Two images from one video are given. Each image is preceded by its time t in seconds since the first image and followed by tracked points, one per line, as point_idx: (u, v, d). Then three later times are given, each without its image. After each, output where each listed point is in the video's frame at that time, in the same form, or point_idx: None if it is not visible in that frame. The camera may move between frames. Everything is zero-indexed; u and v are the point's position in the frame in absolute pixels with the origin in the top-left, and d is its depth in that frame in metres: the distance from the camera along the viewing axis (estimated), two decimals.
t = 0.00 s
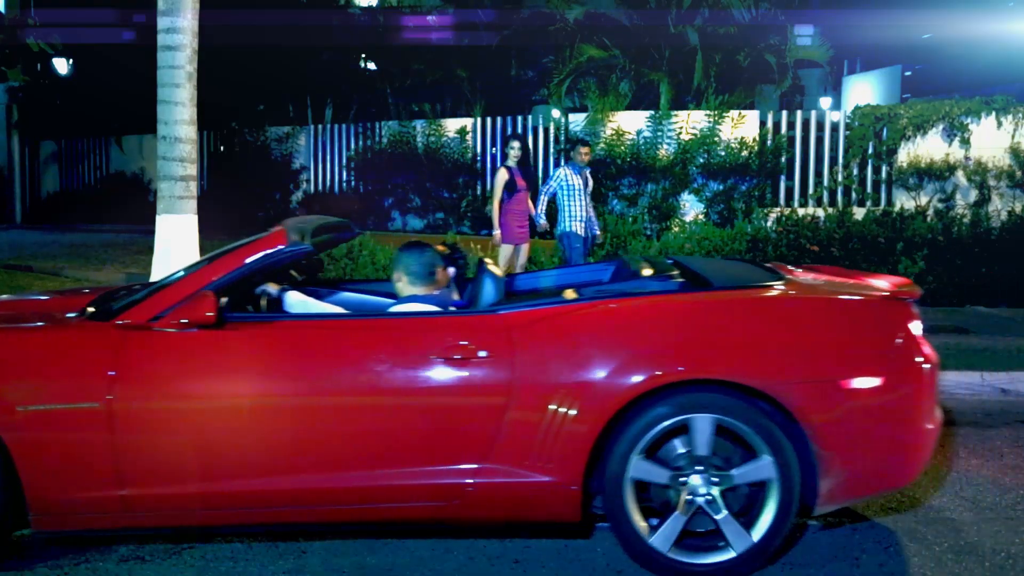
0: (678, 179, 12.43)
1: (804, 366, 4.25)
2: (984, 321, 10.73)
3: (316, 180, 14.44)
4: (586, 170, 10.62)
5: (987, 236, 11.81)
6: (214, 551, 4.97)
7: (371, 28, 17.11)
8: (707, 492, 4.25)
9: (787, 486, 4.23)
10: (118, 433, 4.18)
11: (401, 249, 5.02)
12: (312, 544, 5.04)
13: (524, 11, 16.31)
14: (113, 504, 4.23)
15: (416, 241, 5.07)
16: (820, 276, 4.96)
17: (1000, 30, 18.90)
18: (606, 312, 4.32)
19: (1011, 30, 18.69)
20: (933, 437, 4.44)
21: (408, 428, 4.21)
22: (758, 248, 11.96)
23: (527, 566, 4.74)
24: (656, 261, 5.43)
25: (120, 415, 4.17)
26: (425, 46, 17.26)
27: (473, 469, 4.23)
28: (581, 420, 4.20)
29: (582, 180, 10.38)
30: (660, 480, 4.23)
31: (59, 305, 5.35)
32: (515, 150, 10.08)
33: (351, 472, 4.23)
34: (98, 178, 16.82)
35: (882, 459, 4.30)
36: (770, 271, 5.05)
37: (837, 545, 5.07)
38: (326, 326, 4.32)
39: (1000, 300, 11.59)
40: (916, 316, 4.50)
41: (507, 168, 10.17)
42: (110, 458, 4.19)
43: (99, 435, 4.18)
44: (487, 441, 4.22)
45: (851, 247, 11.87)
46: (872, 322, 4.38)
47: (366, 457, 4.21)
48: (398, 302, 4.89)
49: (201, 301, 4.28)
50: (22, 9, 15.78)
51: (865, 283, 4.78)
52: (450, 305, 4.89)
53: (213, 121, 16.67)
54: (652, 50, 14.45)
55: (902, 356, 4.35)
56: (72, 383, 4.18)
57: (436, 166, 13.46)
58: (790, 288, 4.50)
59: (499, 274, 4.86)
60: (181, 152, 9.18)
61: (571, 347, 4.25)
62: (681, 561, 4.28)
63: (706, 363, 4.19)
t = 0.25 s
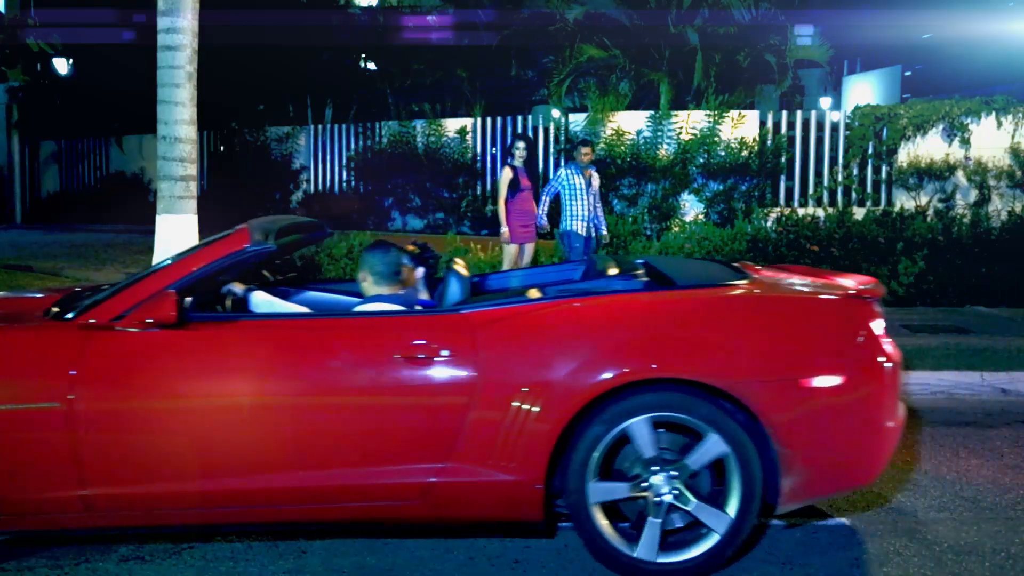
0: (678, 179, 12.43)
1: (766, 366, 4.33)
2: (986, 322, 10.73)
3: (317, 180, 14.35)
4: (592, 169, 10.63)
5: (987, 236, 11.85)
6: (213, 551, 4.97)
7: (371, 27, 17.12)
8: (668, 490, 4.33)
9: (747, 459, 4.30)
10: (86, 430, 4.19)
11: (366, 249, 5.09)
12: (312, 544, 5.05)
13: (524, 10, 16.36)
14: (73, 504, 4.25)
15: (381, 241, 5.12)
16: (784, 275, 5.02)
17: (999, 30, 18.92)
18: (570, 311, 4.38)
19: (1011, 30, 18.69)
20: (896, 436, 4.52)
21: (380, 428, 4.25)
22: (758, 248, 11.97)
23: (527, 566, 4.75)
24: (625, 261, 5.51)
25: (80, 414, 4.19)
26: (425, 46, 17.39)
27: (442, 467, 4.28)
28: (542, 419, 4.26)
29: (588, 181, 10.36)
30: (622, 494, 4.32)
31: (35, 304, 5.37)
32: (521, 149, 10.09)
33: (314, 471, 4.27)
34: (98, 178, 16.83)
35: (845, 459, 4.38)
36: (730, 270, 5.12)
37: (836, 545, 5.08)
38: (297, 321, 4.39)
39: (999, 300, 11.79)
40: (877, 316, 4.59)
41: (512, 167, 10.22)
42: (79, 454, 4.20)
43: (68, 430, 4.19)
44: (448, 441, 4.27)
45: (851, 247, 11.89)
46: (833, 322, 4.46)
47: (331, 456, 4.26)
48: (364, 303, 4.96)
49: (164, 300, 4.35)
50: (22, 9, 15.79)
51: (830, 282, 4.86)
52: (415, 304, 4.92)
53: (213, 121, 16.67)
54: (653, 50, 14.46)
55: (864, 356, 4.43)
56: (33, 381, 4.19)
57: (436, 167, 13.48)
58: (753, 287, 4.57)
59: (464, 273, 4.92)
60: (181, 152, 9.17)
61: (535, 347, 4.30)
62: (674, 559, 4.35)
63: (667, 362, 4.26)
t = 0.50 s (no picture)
0: (678, 179, 12.41)
1: (724, 366, 4.48)
2: (987, 322, 10.75)
3: (316, 180, 14.32)
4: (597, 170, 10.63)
5: (987, 236, 11.92)
6: (214, 551, 4.98)
7: (371, 28, 17.09)
8: (628, 490, 4.49)
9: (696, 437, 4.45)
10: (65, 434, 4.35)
11: (332, 249, 5.33)
12: (313, 544, 5.05)
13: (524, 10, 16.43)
14: (35, 504, 4.40)
15: (347, 241, 5.37)
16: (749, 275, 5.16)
17: (999, 30, 18.93)
18: (533, 312, 4.53)
19: (1011, 30, 18.69)
20: (856, 435, 4.67)
21: (344, 429, 4.40)
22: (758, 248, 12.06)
23: (527, 566, 4.76)
24: (593, 262, 5.69)
25: (42, 413, 4.34)
26: (425, 46, 17.40)
27: (399, 468, 4.43)
28: (503, 420, 4.42)
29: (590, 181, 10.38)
30: (588, 509, 4.49)
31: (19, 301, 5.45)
32: (525, 150, 10.10)
33: (286, 470, 4.42)
34: (98, 178, 16.84)
35: (804, 458, 4.54)
36: (691, 271, 5.28)
37: (833, 545, 5.08)
38: (281, 324, 4.53)
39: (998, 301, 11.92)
40: (838, 317, 4.74)
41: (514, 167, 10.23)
42: (60, 455, 4.35)
43: (49, 433, 4.34)
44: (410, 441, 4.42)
45: (851, 248, 11.90)
46: (792, 323, 4.61)
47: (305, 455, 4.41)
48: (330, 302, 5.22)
49: (126, 301, 4.50)
50: (22, 9, 15.78)
51: (794, 282, 5.00)
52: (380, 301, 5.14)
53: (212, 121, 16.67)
54: (653, 50, 14.46)
55: (826, 357, 4.59)
56: None
57: (436, 166, 13.50)
58: (715, 288, 4.71)
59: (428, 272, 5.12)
60: (181, 152, 9.16)
61: (498, 347, 4.46)
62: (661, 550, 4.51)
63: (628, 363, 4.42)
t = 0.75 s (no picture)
0: (678, 179, 12.40)
1: (686, 365, 4.48)
2: (988, 322, 10.75)
3: (316, 180, 14.35)
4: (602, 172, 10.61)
5: (987, 235, 11.92)
6: (214, 551, 4.98)
7: (371, 28, 17.25)
8: (591, 491, 4.48)
9: (643, 420, 4.44)
10: (37, 433, 4.37)
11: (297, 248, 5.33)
12: (313, 545, 5.05)
13: (524, 11, 16.49)
14: None
15: (312, 241, 5.37)
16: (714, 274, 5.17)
17: (999, 30, 18.94)
18: (493, 310, 4.52)
19: (1011, 30, 18.70)
20: (818, 434, 4.67)
21: (305, 429, 4.40)
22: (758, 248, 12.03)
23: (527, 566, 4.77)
24: (562, 261, 5.72)
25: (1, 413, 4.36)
26: (425, 46, 17.53)
27: (360, 468, 4.43)
28: (467, 420, 4.41)
29: (590, 182, 10.39)
30: (561, 523, 4.48)
31: None
32: (528, 151, 10.09)
33: (259, 468, 4.43)
34: (98, 178, 16.86)
35: (767, 456, 4.54)
36: (659, 270, 5.29)
37: (833, 545, 5.08)
38: (264, 319, 4.55)
39: (996, 301, 11.90)
40: (801, 316, 4.75)
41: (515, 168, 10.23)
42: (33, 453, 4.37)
43: (19, 432, 4.37)
44: (372, 441, 4.42)
45: (850, 247, 11.88)
46: (754, 322, 4.61)
47: (279, 455, 4.42)
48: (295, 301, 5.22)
49: (85, 301, 4.50)
50: (22, 9, 15.79)
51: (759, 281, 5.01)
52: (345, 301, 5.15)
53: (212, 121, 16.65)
54: (653, 50, 14.47)
55: (788, 356, 4.59)
56: None
57: (436, 166, 13.49)
58: (683, 287, 4.71)
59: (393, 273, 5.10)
60: (181, 152, 9.16)
61: (458, 345, 4.45)
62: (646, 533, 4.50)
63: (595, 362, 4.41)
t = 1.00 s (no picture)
0: (678, 179, 12.40)
1: (648, 365, 4.48)
2: (989, 321, 10.74)
3: (316, 180, 14.34)
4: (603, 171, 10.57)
5: (987, 235, 11.92)
6: (214, 551, 4.97)
7: (371, 28, 17.34)
8: (554, 489, 4.49)
9: (581, 406, 4.45)
10: (25, 431, 4.40)
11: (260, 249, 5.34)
12: (313, 545, 5.04)
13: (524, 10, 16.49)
14: None
15: (276, 241, 5.38)
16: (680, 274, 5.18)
17: (999, 30, 18.94)
18: (455, 310, 4.52)
19: (1011, 30, 18.68)
20: (779, 433, 4.70)
21: (267, 429, 4.42)
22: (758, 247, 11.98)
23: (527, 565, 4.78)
24: (530, 261, 5.75)
25: None
26: (425, 46, 17.65)
27: (321, 468, 4.44)
28: (427, 421, 4.42)
29: (590, 182, 10.40)
30: (537, 530, 4.50)
31: None
32: (528, 151, 10.08)
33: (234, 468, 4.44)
34: (98, 178, 16.86)
35: (727, 456, 4.55)
36: (627, 270, 5.30)
37: (833, 545, 5.08)
38: (254, 318, 4.56)
39: (996, 301, 11.92)
40: (762, 316, 4.78)
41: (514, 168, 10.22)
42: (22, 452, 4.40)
43: None
44: (333, 442, 4.43)
45: (851, 247, 11.88)
46: (716, 322, 4.62)
47: (277, 452, 4.43)
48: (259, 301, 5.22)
49: (46, 301, 4.50)
50: (22, 9, 15.78)
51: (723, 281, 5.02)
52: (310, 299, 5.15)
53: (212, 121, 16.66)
54: (653, 50, 14.47)
55: (750, 355, 4.61)
56: None
57: (436, 166, 13.49)
58: (646, 287, 4.72)
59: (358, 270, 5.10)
60: (181, 152, 9.16)
61: (421, 345, 4.45)
62: (623, 506, 4.51)
63: (559, 362, 4.42)
